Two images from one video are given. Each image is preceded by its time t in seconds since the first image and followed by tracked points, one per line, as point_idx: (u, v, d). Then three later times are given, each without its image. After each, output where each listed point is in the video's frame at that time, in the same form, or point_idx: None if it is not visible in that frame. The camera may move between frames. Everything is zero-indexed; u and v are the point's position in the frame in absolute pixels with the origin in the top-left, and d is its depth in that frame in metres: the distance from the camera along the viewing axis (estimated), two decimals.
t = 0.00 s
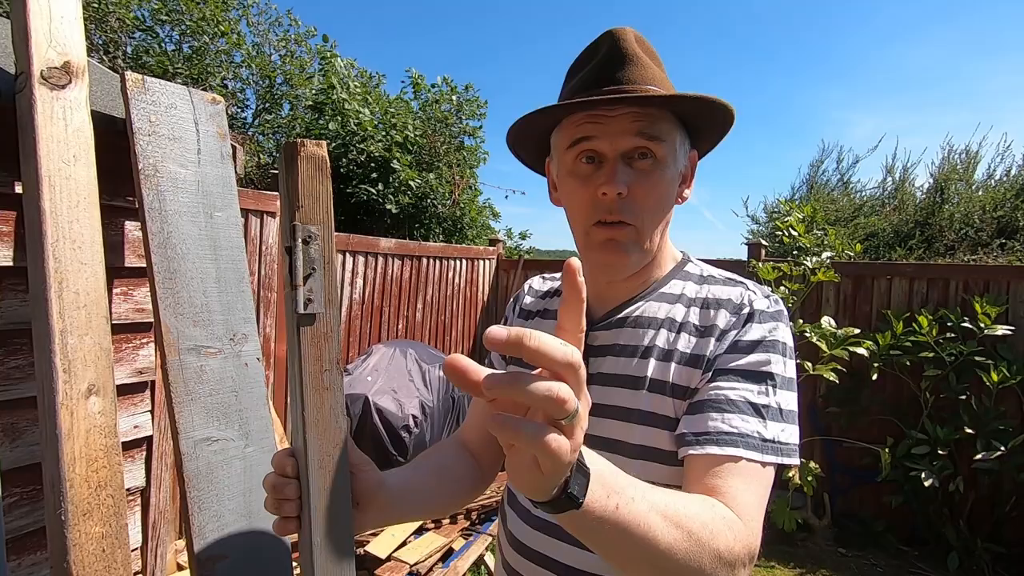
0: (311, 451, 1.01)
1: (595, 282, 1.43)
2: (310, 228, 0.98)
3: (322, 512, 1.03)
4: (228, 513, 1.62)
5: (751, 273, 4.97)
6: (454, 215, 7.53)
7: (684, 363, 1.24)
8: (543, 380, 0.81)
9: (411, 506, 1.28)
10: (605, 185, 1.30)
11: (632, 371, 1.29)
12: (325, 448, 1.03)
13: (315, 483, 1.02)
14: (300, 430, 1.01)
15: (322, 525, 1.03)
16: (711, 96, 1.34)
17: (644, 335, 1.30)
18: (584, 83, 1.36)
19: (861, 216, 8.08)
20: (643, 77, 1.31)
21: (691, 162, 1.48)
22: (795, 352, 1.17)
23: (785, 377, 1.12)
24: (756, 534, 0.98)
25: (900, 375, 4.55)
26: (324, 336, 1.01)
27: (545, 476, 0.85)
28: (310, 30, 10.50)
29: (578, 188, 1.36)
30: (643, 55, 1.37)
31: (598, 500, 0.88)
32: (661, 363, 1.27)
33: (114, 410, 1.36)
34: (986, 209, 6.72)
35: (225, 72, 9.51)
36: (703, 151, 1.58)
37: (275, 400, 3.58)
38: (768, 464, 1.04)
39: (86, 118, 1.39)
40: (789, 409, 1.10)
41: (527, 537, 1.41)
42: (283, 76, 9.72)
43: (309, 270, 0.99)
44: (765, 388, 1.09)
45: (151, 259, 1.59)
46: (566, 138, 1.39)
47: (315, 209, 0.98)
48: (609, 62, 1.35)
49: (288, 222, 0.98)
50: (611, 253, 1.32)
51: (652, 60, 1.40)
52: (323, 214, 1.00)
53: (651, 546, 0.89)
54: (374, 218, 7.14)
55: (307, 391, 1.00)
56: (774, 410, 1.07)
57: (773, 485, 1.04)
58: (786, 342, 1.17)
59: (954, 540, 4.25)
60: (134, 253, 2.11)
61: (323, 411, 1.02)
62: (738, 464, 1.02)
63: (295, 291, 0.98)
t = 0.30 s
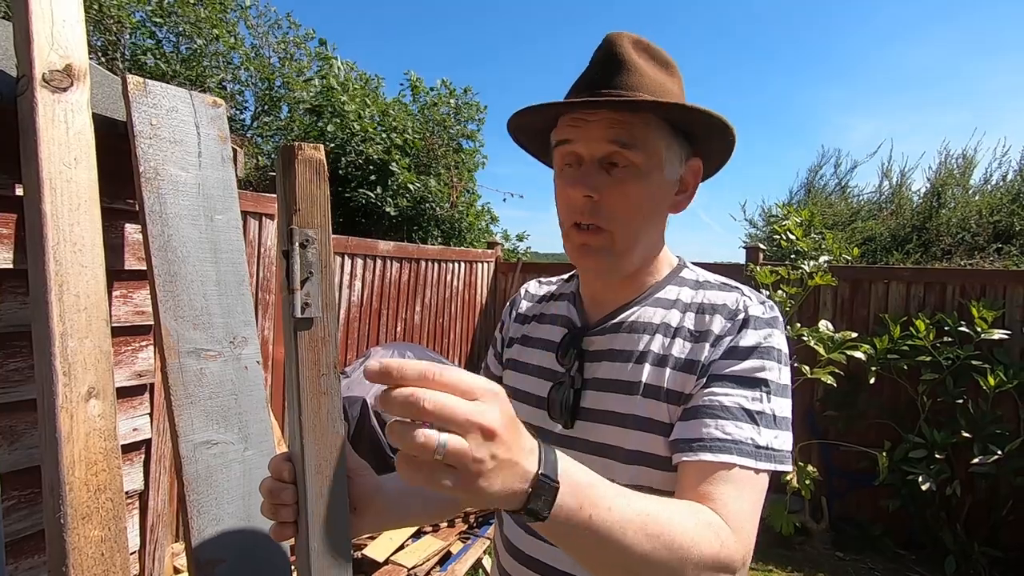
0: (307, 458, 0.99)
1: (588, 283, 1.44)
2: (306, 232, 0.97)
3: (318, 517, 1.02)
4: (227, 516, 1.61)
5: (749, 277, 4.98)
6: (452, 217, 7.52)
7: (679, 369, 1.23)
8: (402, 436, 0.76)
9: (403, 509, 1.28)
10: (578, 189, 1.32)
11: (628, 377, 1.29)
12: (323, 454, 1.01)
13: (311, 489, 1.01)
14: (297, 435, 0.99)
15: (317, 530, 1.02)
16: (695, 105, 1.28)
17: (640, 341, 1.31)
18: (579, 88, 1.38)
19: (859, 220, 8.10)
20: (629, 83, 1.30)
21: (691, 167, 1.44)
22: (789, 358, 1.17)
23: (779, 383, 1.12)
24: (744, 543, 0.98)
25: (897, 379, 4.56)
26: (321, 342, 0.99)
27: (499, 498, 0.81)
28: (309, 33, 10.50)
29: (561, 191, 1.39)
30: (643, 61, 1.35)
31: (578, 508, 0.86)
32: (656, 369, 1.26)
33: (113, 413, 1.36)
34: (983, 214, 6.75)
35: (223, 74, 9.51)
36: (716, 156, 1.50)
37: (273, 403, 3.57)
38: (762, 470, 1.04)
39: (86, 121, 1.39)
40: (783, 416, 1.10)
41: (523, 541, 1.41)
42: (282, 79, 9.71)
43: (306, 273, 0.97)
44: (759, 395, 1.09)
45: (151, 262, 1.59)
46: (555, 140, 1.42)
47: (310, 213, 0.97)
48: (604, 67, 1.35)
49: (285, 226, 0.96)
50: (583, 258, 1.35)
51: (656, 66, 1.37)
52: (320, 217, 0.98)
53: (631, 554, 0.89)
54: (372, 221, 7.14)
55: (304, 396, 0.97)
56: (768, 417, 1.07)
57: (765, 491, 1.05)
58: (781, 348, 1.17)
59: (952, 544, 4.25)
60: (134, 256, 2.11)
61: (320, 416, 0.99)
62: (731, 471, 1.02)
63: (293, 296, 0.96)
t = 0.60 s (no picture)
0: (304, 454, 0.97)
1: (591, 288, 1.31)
2: (304, 231, 0.92)
3: (318, 516, 0.99)
4: (225, 516, 1.65)
5: (748, 279, 4.98)
6: (451, 218, 7.52)
7: (665, 381, 1.13)
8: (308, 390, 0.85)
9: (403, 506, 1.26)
10: (574, 190, 1.21)
11: (614, 383, 1.18)
12: (320, 452, 0.99)
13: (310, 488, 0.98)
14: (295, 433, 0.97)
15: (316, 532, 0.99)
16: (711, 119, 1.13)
17: (632, 348, 1.18)
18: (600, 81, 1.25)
19: (857, 222, 8.11)
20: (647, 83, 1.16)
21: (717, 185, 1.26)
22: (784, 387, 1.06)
23: (763, 410, 1.02)
24: (669, 552, 0.91)
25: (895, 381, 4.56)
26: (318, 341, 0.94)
27: (399, 449, 0.87)
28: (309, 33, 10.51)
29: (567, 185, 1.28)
30: (676, 59, 1.19)
31: (477, 478, 0.88)
32: (643, 378, 1.15)
33: (111, 412, 1.35)
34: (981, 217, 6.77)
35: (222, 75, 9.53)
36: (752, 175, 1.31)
37: (270, 404, 3.56)
38: (720, 497, 0.96)
39: (86, 119, 1.38)
40: (759, 443, 1.00)
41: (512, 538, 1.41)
42: (281, 79, 9.70)
43: (303, 273, 0.93)
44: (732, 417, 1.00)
45: (150, 260, 1.58)
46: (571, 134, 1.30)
47: (310, 212, 0.93)
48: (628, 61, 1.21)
49: (283, 224, 0.92)
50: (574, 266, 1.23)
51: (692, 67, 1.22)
52: (319, 215, 0.94)
53: (533, 531, 0.87)
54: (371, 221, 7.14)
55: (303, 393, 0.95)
56: (737, 440, 0.99)
57: (721, 519, 0.97)
58: (778, 377, 1.05)
59: (950, 547, 4.25)
60: (132, 255, 2.10)
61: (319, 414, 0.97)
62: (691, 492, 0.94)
63: (289, 294, 0.92)
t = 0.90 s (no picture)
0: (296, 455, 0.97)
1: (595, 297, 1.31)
2: (296, 230, 0.91)
3: (312, 517, 0.99)
4: (224, 515, 1.66)
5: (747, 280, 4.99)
6: (451, 218, 7.52)
7: (662, 404, 1.11)
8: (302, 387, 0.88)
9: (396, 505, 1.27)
10: (578, 199, 1.21)
11: (610, 401, 1.17)
12: (312, 453, 0.99)
13: (302, 490, 0.98)
14: (286, 433, 0.97)
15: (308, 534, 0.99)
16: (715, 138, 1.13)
17: (631, 367, 1.17)
18: (612, 84, 1.24)
19: (856, 224, 8.13)
20: (661, 95, 1.15)
21: (729, 201, 1.25)
22: (784, 420, 1.05)
23: (758, 443, 1.02)
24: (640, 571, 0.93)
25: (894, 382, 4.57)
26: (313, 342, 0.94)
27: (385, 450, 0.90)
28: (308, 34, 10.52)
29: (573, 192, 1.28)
30: (696, 67, 1.17)
31: (456, 488, 0.90)
32: (639, 397, 1.14)
33: (111, 411, 1.35)
34: (979, 219, 6.80)
35: (221, 74, 9.55)
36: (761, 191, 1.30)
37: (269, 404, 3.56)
38: (705, 526, 0.98)
39: (86, 118, 1.38)
40: (751, 474, 1.01)
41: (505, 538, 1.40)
42: (281, 79, 9.70)
43: (295, 272, 0.92)
44: (726, 449, 1.00)
45: (150, 259, 1.58)
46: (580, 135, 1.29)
47: (301, 211, 0.92)
48: (645, 68, 1.19)
49: (274, 224, 0.91)
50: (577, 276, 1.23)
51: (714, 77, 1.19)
52: (312, 215, 0.93)
53: (508, 542, 0.91)
54: (370, 221, 7.16)
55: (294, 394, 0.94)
56: (729, 472, 0.99)
57: (701, 548, 0.99)
58: (779, 410, 1.04)
59: (948, 548, 4.25)
60: (132, 254, 2.10)
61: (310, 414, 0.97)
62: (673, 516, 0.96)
63: (281, 294, 0.91)
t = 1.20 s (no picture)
0: (286, 459, 0.97)
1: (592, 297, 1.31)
2: (285, 230, 0.91)
3: (303, 522, 0.99)
4: (222, 516, 1.66)
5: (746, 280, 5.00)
6: (450, 219, 7.53)
7: (658, 405, 1.12)
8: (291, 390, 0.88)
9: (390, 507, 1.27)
10: (577, 201, 1.21)
11: (606, 402, 1.18)
12: (303, 459, 0.99)
13: (294, 496, 0.98)
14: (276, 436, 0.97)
15: (300, 540, 0.98)
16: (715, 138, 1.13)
17: (628, 368, 1.17)
18: (612, 84, 1.24)
19: (855, 225, 8.15)
20: (663, 95, 1.15)
21: (730, 202, 1.26)
22: (781, 421, 1.06)
23: (755, 444, 1.03)
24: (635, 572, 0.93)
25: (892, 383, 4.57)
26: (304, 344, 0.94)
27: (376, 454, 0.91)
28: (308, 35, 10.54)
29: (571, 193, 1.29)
30: (696, 68, 1.18)
31: (447, 492, 0.91)
32: (636, 398, 1.15)
33: (110, 411, 1.35)
34: (977, 220, 6.82)
35: (221, 74, 9.55)
36: (760, 192, 1.30)
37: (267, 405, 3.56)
38: (701, 527, 0.98)
39: (85, 119, 1.39)
40: (748, 476, 1.02)
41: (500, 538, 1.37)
42: (280, 80, 9.71)
43: (283, 273, 0.91)
44: (722, 450, 1.00)
45: (148, 259, 1.59)
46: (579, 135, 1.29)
47: (290, 212, 0.91)
48: (644, 68, 1.20)
49: (263, 224, 0.91)
50: (576, 277, 1.24)
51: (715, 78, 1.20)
52: (301, 214, 0.93)
53: (503, 544, 0.91)
54: (370, 222, 7.16)
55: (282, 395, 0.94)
56: (725, 474, 1.00)
57: (698, 551, 1.00)
58: (775, 410, 1.05)
59: (946, 549, 4.24)
60: (131, 255, 2.11)
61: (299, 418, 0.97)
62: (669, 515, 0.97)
63: (270, 295, 0.91)
